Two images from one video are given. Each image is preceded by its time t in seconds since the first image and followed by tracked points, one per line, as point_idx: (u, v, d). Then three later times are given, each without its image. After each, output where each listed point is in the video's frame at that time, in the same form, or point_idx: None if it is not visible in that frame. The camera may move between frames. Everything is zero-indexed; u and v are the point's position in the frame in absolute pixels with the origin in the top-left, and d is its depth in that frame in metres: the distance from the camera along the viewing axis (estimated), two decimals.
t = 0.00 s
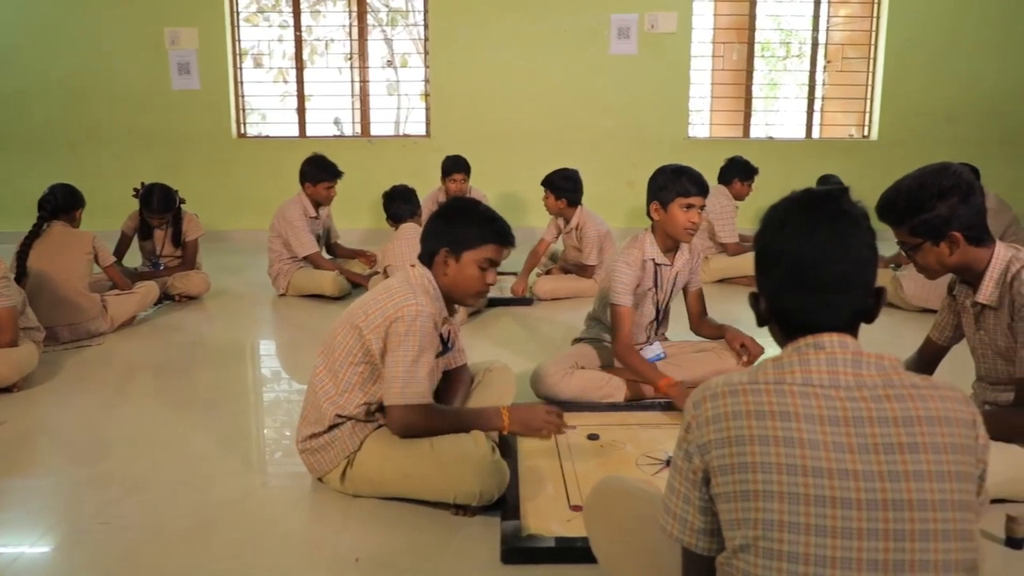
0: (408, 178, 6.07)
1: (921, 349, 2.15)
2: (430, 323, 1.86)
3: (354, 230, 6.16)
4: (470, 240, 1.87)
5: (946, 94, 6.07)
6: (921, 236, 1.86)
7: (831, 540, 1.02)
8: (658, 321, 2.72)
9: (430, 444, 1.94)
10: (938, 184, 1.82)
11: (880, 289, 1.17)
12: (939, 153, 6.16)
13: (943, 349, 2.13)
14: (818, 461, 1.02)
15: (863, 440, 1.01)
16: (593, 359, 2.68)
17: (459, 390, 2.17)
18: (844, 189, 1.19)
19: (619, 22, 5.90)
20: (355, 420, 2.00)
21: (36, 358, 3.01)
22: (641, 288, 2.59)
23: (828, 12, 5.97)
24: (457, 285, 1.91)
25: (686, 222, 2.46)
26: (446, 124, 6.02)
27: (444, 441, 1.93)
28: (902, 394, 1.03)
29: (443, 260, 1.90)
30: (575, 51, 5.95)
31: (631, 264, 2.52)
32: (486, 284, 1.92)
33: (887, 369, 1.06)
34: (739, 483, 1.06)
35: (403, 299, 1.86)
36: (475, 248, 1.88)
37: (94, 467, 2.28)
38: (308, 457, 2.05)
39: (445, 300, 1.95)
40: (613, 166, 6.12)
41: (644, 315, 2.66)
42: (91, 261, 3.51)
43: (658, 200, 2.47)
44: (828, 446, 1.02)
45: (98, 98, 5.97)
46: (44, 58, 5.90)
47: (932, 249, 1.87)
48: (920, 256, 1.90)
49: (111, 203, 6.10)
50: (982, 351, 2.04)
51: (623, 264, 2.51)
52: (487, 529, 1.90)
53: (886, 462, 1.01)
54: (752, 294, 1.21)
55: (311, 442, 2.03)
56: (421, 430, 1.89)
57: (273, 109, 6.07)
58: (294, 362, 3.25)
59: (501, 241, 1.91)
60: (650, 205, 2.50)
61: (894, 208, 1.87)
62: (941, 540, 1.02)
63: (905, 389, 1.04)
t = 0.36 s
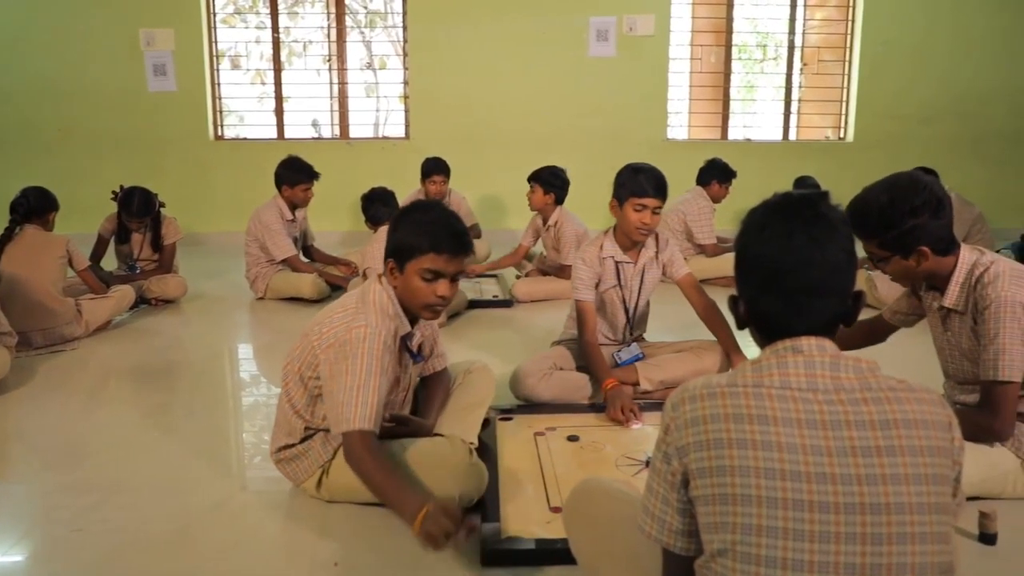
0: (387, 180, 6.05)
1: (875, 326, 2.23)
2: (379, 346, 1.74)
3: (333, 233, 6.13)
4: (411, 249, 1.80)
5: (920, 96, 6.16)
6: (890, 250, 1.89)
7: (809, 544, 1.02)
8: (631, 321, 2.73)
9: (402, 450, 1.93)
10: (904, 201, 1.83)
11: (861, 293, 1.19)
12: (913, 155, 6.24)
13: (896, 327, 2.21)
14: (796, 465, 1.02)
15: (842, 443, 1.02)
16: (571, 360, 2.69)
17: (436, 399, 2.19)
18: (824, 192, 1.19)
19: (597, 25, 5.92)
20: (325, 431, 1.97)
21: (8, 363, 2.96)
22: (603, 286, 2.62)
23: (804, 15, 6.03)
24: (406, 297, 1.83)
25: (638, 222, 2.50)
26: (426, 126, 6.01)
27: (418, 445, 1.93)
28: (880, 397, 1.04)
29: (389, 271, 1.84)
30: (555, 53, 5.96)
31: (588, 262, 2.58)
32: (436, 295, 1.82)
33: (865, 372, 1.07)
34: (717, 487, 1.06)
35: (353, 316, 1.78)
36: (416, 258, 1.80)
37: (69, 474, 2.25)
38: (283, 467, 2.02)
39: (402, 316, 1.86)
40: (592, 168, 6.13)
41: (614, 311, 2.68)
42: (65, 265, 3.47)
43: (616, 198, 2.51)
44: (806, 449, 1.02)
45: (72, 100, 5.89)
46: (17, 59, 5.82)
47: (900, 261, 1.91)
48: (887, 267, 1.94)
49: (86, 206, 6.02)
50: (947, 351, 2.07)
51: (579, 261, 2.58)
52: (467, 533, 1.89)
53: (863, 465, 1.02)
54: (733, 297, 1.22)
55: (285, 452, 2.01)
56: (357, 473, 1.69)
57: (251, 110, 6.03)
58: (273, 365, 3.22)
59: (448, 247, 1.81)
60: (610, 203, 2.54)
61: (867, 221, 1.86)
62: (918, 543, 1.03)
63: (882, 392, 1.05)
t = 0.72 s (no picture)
0: (366, 181, 6.03)
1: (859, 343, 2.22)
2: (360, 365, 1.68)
3: (311, 235, 6.09)
4: (390, 266, 1.72)
5: (893, 98, 6.24)
6: (871, 245, 1.89)
7: (792, 557, 1.04)
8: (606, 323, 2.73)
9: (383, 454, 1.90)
10: (879, 200, 1.85)
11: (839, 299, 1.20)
12: (888, 156, 6.32)
13: (876, 340, 2.22)
14: (779, 476, 1.03)
15: (826, 453, 1.03)
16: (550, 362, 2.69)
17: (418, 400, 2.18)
18: (793, 203, 1.21)
19: (576, 26, 5.94)
20: (303, 437, 1.95)
21: None
22: (573, 289, 2.64)
23: (780, 18, 6.09)
24: (387, 315, 1.76)
25: (597, 225, 2.52)
26: (404, 127, 5.99)
27: (399, 449, 1.90)
28: (863, 406, 1.05)
29: (370, 287, 1.77)
30: (533, 54, 5.97)
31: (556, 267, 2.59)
32: (417, 315, 1.75)
33: (848, 380, 1.08)
34: (699, 496, 1.07)
35: (333, 332, 1.72)
36: (395, 276, 1.72)
37: (43, 481, 2.22)
38: (263, 471, 1.99)
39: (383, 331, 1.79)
40: (572, 169, 6.15)
41: (587, 312, 2.68)
42: (38, 268, 3.42)
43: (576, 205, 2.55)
44: (789, 460, 1.03)
45: (44, 101, 5.81)
46: None
47: (881, 257, 1.91)
48: (868, 264, 1.94)
49: (59, 209, 5.94)
50: (919, 351, 2.10)
51: (547, 267, 2.59)
52: (447, 535, 1.89)
53: (847, 477, 1.03)
54: (712, 312, 1.23)
55: (263, 456, 1.98)
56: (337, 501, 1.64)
57: (228, 112, 5.98)
58: (251, 369, 3.20)
59: (431, 269, 1.72)
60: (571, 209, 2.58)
61: (851, 217, 1.88)
62: (902, 555, 1.04)
63: (865, 401, 1.06)
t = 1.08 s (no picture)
0: (345, 183, 6.00)
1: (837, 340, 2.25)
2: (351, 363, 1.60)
3: (291, 237, 6.05)
4: (384, 277, 1.64)
5: (869, 99, 6.31)
6: (852, 241, 1.92)
7: (761, 553, 1.04)
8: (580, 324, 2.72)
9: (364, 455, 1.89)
10: (853, 199, 1.88)
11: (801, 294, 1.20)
12: (863, 157, 6.39)
13: (853, 338, 2.25)
14: (748, 474, 1.04)
15: (793, 450, 1.04)
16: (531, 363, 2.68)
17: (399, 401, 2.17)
18: (746, 206, 1.21)
19: (555, 27, 5.95)
20: (283, 440, 1.94)
21: None
22: (545, 293, 2.63)
23: (757, 20, 6.14)
24: (375, 325, 1.69)
25: (565, 235, 2.51)
26: (383, 128, 5.97)
27: (378, 450, 1.90)
28: (829, 403, 1.06)
29: (362, 295, 1.68)
30: (512, 55, 5.97)
31: (524, 273, 2.59)
32: (407, 328, 1.67)
33: (815, 378, 1.09)
34: (670, 496, 1.07)
35: (322, 333, 1.64)
36: (390, 288, 1.64)
37: (15, 487, 2.18)
38: (240, 475, 1.97)
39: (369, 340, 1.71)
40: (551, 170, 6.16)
41: (561, 315, 2.68)
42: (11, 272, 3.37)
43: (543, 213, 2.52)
44: (757, 458, 1.04)
45: (16, 102, 5.72)
46: None
47: (860, 253, 1.93)
48: (846, 260, 1.96)
49: (33, 211, 5.85)
50: (897, 348, 2.12)
51: (518, 272, 2.60)
52: (427, 538, 1.88)
53: (815, 472, 1.04)
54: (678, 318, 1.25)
55: (241, 459, 1.96)
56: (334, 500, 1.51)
57: (205, 113, 5.93)
58: (230, 372, 3.17)
59: (429, 283, 1.64)
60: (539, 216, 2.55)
61: (831, 213, 1.91)
62: (870, 546, 1.05)
63: (831, 398, 1.07)
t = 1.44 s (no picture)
0: (323, 184, 5.97)
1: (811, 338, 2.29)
2: (338, 368, 1.59)
3: (269, 239, 6.02)
4: (369, 288, 1.60)
5: (844, 101, 6.38)
6: (819, 242, 1.94)
7: (718, 502, 1.05)
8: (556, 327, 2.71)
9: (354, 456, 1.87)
10: (816, 201, 1.91)
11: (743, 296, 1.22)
12: (838, 157, 6.46)
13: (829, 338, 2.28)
14: (699, 434, 1.06)
15: (738, 411, 1.07)
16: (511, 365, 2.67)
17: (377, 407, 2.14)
18: (691, 214, 1.24)
19: (533, 29, 5.96)
20: (261, 444, 1.91)
21: None
22: (521, 297, 2.63)
23: (733, 22, 6.19)
24: (357, 333, 1.66)
25: (553, 236, 2.52)
26: (361, 129, 5.95)
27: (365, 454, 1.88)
28: (767, 368, 1.10)
29: (345, 303, 1.65)
30: (490, 56, 5.98)
31: (498, 277, 2.59)
32: (390, 338, 1.64)
33: (754, 351, 1.12)
34: (630, 463, 1.09)
35: (306, 336, 1.62)
36: (374, 299, 1.60)
37: None
38: (216, 479, 1.96)
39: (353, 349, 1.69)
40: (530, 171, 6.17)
41: (536, 318, 2.68)
42: None
43: (524, 219, 2.52)
44: (706, 420, 1.06)
45: None
46: None
47: (828, 254, 1.96)
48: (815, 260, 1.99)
49: (4, 213, 5.77)
50: (870, 347, 2.15)
51: (492, 276, 2.60)
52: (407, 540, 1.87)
53: (759, 428, 1.06)
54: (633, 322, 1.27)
55: (217, 464, 1.94)
56: (324, 503, 1.47)
57: (180, 114, 5.87)
58: (208, 375, 3.15)
59: (414, 298, 1.60)
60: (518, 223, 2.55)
61: (797, 215, 1.94)
62: (816, 491, 1.07)
63: (769, 364, 1.10)
